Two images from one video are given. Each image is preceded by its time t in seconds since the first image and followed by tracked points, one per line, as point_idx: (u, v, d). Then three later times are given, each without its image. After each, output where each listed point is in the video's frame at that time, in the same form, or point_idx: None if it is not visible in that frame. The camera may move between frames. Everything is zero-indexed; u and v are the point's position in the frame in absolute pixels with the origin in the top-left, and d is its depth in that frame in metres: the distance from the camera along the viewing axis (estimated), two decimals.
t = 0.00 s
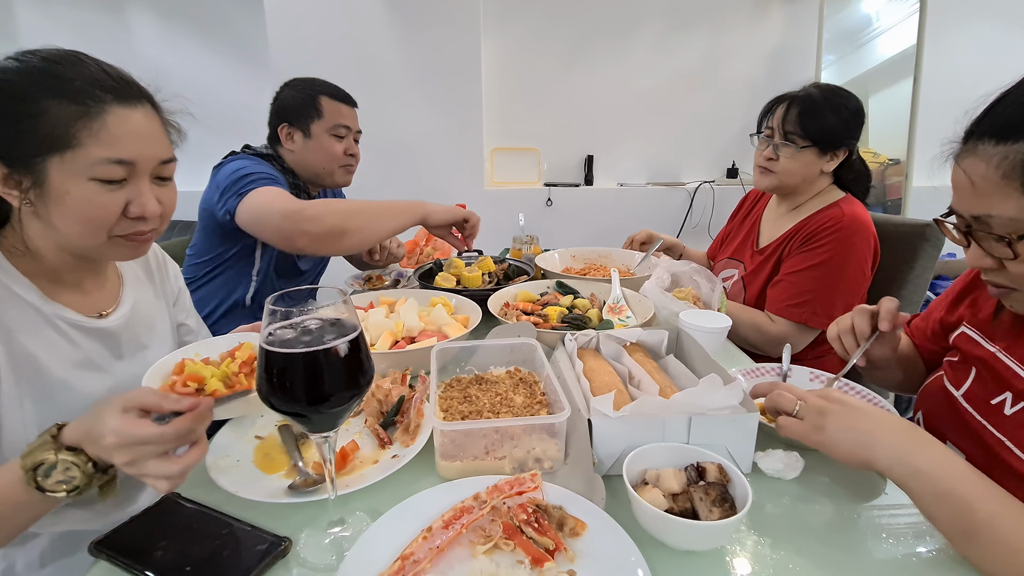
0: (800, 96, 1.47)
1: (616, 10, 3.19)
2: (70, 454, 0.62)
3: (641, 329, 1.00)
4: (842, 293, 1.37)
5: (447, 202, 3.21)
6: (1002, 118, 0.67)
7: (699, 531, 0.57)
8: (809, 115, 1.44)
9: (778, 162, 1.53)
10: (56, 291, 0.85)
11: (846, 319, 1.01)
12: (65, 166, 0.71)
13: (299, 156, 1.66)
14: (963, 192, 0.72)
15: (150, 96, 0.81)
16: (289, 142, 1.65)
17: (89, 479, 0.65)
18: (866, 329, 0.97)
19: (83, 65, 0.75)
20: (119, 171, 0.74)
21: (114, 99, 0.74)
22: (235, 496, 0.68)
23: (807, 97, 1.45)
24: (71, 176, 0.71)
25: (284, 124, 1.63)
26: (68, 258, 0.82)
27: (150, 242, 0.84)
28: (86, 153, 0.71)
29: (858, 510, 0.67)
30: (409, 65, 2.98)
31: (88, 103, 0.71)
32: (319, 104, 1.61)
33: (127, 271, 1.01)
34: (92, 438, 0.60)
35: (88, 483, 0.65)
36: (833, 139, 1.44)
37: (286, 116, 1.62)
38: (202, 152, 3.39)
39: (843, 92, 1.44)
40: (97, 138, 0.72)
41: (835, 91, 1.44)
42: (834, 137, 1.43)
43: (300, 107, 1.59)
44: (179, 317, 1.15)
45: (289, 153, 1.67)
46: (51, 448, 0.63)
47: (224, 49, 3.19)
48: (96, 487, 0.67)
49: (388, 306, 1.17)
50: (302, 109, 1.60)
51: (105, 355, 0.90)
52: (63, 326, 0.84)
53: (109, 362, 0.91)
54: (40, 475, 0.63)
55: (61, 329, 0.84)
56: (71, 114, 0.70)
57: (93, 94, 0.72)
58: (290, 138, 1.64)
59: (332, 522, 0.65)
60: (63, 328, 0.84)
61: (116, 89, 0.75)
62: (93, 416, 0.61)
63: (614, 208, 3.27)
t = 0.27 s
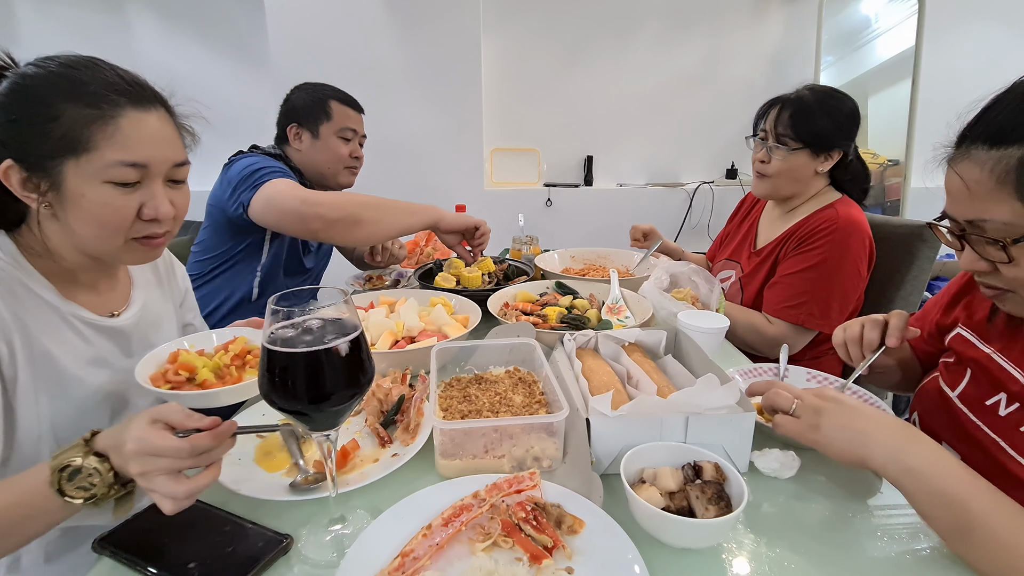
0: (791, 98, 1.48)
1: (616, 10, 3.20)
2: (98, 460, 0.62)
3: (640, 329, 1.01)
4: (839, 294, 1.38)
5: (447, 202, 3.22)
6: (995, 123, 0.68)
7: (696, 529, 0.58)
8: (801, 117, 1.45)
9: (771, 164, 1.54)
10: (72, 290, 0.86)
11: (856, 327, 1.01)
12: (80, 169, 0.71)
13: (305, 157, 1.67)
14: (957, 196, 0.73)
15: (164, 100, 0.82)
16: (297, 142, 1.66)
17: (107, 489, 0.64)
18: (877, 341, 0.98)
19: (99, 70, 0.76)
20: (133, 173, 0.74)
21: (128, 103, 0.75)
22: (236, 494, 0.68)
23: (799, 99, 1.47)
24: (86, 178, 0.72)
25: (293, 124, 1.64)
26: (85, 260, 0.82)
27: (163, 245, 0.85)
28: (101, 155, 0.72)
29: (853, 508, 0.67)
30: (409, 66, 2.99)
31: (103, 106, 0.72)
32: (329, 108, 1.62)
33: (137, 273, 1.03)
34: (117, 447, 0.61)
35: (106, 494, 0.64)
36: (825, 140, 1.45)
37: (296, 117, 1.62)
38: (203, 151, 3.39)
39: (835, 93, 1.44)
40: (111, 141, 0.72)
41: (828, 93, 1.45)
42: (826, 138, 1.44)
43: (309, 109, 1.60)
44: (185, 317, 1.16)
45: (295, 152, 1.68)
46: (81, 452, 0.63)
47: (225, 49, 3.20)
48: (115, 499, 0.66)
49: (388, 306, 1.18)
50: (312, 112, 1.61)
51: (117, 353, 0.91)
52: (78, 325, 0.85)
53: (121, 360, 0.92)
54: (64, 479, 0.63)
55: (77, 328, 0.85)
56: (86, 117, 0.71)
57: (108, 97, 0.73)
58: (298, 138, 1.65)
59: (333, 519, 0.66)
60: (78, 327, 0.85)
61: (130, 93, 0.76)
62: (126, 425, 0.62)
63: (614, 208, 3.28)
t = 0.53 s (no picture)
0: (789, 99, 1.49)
1: (617, 10, 3.20)
2: (118, 456, 0.62)
3: (641, 329, 1.01)
4: (841, 295, 1.38)
5: (447, 202, 3.22)
6: (999, 124, 0.68)
7: (699, 529, 0.58)
8: (797, 118, 1.45)
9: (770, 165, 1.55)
10: (75, 288, 0.86)
11: (864, 333, 1.00)
12: (84, 167, 0.71)
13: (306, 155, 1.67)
14: (960, 198, 0.73)
15: (168, 98, 0.82)
16: (298, 140, 1.66)
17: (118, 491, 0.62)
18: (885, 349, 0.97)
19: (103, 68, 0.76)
20: (137, 172, 0.74)
21: (133, 101, 0.75)
22: (237, 493, 0.68)
23: (796, 100, 1.47)
24: (90, 176, 0.71)
25: (295, 123, 1.64)
26: (88, 258, 0.82)
27: (166, 244, 0.85)
28: (105, 154, 0.71)
29: (855, 509, 0.67)
30: (410, 65, 2.99)
31: (107, 104, 0.72)
32: (329, 107, 1.61)
33: (140, 272, 1.02)
34: (142, 440, 0.62)
35: (121, 494, 0.62)
36: (823, 140, 1.44)
37: (298, 116, 1.62)
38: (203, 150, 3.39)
39: (834, 93, 1.44)
40: (116, 139, 0.72)
41: (826, 93, 1.44)
42: (824, 138, 1.44)
43: (311, 108, 1.60)
44: (185, 316, 1.15)
45: (297, 151, 1.67)
46: (104, 448, 0.63)
47: (225, 48, 3.19)
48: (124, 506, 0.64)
49: (389, 305, 1.17)
50: (313, 109, 1.60)
51: (119, 351, 0.91)
52: (82, 322, 0.84)
53: (123, 358, 0.92)
54: (84, 473, 0.63)
55: (82, 325, 0.84)
56: (90, 115, 0.70)
57: (112, 95, 0.73)
58: (299, 137, 1.65)
59: (334, 519, 0.65)
60: (83, 324, 0.85)
61: (135, 91, 0.75)
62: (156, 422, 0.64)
63: (614, 208, 3.28)
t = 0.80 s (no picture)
0: (770, 107, 1.52)
1: (617, 11, 3.21)
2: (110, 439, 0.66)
3: (641, 330, 1.01)
4: (841, 297, 1.38)
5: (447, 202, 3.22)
6: (1002, 126, 0.68)
7: (699, 528, 0.58)
8: (778, 126, 1.48)
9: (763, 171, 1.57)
10: (73, 288, 0.86)
11: (833, 329, 1.01)
12: (84, 166, 0.71)
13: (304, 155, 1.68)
14: (961, 199, 0.73)
15: (168, 98, 0.82)
16: (296, 140, 1.66)
17: (102, 483, 0.64)
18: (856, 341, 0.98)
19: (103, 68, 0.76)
20: (136, 171, 0.74)
21: (132, 100, 0.75)
22: (238, 492, 0.68)
23: (776, 107, 1.50)
24: (90, 175, 0.72)
25: (293, 123, 1.64)
26: (85, 258, 0.82)
27: (164, 244, 0.85)
28: (105, 153, 0.72)
29: (854, 509, 0.68)
30: (410, 65, 2.99)
31: (107, 103, 0.72)
32: (325, 106, 1.62)
33: (137, 272, 1.03)
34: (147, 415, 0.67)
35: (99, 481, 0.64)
36: (806, 143, 1.45)
37: (295, 116, 1.63)
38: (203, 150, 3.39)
39: (813, 95, 1.45)
40: (115, 138, 0.72)
41: (805, 95, 1.46)
42: (805, 140, 1.45)
43: (308, 107, 1.61)
44: (184, 315, 1.16)
45: (295, 151, 1.68)
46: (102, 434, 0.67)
47: (226, 48, 3.20)
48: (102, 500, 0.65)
49: (390, 305, 1.18)
50: (309, 108, 1.61)
51: (118, 351, 0.91)
52: (80, 322, 0.85)
53: (121, 358, 0.92)
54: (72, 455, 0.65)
55: (79, 325, 0.85)
56: (90, 114, 0.71)
57: (112, 95, 0.73)
58: (297, 137, 1.66)
59: (336, 517, 0.66)
60: (81, 324, 0.85)
61: (134, 90, 0.76)
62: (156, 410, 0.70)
63: (614, 209, 3.29)
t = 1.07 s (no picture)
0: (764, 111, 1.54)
1: (616, 14, 3.22)
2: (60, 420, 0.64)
3: (637, 332, 1.02)
4: (836, 299, 1.40)
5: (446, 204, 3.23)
6: (989, 132, 0.69)
7: (692, 527, 0.59)
8: (767, 129, 1.50)
9: (755, 176, 1.60)
10: (65, 290, 0.86)
11: (839, 326, 1.02)
12: (75, 169, 0.72)
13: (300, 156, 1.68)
14: (951, 204, 0.74)
15: (159, 100, 0.83)
16: (291, 142, 1.67)
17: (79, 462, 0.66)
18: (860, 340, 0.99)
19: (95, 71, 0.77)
20: (127, 173, 0.75)
21: (122, 103, 0.76)
22: (237, 492, 0.69)
23: (770, 111, 1.52)
24: (80, 177, 0.73)
25: (288, 125, 1.66)
26: (75, 260, 0.83)
27: (155, 245, 0.86)
28: (96, 155, 0.73)
29: (846, 509, 0.69)
30: (409, 67, 3.01)
31: (97, 106, 0.73)
32: (320, 107, 1.63)
33: (132, 274, 1.03)
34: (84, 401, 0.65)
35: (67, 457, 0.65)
36: (796, 146, 1.46)
37: (290, 118, 1.64)
38: (202, 152, 3.40)
39: (806, 99, 1.47)
40: (107, 140, 0.73)
41: (798, 99, 1.47)
42: (798, 143, 1.46)
43: (303, 108, 1.62)
44: (181, 316, 1.16)
45: (291, 151, 1.69)
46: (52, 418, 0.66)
47: (225, 49, 3.21)
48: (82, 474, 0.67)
49: (388, 307, 1.19)
50: (304, 109, 1.62)
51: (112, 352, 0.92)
52: (71, 323, 0.85)
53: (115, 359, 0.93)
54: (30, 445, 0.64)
55: (70, 326, 0.85)
56: (81, 117, 0.72)
57: (103, 98, 0.74)
58: (293, 138, 1.67)
59: (334, 516, 0.66)
60: (72, 326, 0.85)
61: (126, 93, 0.77)
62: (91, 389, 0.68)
63: (612, 211, 3.30)
